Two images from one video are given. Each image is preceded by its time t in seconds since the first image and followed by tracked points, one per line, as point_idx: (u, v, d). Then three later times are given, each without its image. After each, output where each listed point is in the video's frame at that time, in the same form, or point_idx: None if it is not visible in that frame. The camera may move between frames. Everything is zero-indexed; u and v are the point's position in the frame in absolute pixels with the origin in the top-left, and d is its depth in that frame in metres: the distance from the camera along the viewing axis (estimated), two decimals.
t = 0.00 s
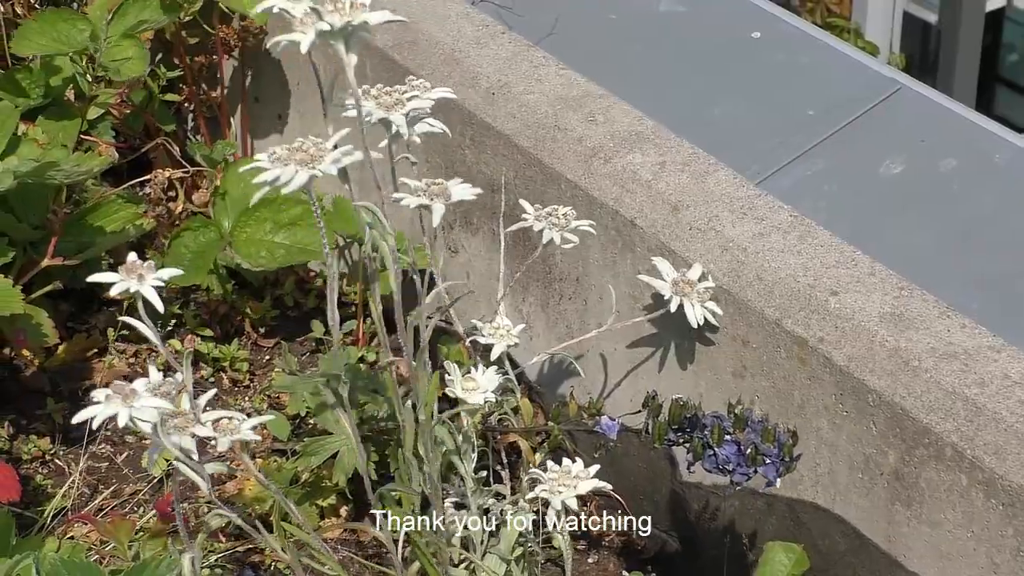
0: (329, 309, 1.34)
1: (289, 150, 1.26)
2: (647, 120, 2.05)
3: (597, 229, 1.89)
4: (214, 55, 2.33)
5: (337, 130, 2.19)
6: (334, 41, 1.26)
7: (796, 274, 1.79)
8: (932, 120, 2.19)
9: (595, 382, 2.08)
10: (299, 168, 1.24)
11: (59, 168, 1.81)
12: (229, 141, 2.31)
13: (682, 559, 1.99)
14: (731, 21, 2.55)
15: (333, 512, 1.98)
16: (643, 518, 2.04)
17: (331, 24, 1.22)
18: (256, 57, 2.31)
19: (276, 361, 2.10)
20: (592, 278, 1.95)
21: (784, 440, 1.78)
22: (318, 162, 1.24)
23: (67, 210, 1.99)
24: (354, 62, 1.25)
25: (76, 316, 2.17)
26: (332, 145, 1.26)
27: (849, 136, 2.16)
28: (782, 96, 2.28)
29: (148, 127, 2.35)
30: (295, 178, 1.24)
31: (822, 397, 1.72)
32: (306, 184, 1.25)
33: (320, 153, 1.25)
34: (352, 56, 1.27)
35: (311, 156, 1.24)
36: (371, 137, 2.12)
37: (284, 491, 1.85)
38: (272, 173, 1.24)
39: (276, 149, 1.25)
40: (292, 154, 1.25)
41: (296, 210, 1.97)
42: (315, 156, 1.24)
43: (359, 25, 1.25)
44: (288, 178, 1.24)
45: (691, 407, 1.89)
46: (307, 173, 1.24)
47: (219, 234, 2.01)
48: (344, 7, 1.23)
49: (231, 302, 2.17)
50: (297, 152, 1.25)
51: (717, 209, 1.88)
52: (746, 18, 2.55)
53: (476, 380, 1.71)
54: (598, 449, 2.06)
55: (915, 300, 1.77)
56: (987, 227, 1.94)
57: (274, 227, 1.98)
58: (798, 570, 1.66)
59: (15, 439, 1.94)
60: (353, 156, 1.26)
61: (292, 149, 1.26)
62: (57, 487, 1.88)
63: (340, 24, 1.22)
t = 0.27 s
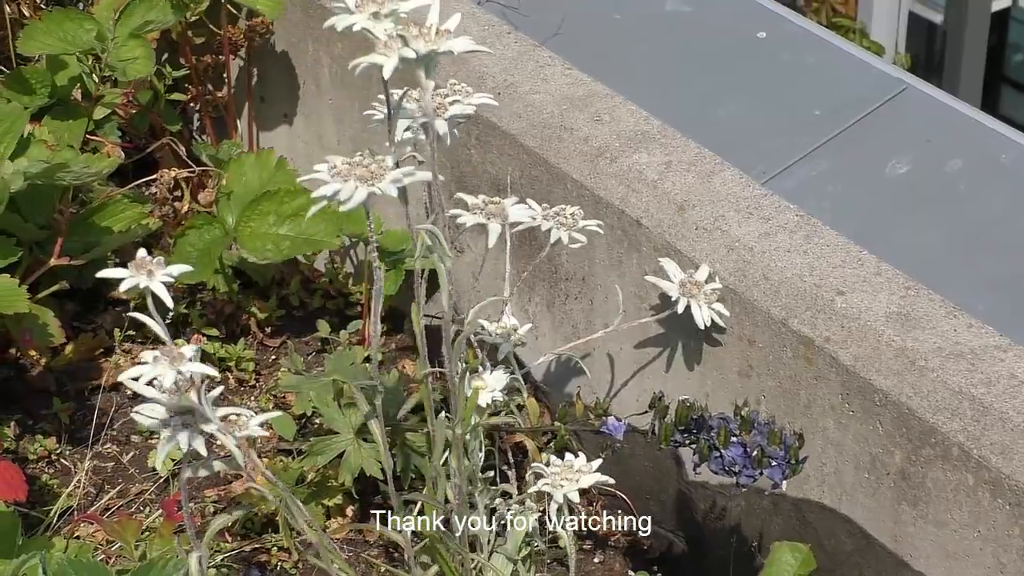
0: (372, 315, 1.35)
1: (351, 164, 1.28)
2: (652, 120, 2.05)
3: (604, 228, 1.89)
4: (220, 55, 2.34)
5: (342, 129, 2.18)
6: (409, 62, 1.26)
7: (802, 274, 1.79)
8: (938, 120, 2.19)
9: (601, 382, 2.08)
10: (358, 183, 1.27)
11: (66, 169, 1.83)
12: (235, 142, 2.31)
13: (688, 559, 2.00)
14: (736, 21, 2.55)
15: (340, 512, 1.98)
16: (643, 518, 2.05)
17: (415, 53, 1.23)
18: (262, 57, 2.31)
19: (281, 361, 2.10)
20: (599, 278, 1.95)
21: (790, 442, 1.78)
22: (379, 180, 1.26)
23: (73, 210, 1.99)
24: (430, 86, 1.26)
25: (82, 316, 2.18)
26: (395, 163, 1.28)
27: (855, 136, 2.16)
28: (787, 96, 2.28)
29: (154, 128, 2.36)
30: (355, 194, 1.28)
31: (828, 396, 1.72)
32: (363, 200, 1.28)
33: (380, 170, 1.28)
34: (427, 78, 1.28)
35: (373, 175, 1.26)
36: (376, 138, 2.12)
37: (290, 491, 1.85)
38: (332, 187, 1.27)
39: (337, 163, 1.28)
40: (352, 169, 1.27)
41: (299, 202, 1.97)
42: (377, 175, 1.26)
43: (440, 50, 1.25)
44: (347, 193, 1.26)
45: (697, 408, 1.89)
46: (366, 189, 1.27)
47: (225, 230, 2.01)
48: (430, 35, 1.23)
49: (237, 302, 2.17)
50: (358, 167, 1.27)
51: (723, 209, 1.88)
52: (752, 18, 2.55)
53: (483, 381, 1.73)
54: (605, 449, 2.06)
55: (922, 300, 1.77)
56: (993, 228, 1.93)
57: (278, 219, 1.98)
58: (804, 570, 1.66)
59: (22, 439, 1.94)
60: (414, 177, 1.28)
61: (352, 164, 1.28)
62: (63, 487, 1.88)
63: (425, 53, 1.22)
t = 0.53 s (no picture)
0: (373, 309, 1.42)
1: (345, 154, 1.30)
2: (657, 124, 2.05)
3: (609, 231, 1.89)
4: (225, 58, 2.34)
5: (347, 133, 2.18)
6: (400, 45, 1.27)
7: (808, 278, 1.79)
8: (943, 124, 2.19)
9: (606, 385, 2.09)
10: (352, 172, 1.28)
11: (71, 172, 1.83)
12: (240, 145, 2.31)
13: (693, 563, 2.00)
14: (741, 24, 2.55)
15: (345, 516, 1.98)
16: (644, 519, 2.02)
17: (404, 32, 1.23)
18: (267, 61, 2.31)
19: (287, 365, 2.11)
20: (604, 282, 1.95)
21: (797, 447, 1.77)
22: (373, 167, 1.28)
23: (79, 213, 2.00)
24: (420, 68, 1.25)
25: (89, 319, 2.19)
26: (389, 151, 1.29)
27: (860, 139, 2.16)
28: (792, 100, 2.28)
29: (159, 131, 2.37)
30: (349, 181, 1.28)
31: (833, 400, 1.72)
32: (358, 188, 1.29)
33: (375, 158, 1.29)
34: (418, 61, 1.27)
35: (366, 161, 1.27)
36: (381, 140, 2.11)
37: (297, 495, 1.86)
38: (327, 174, 1.29)
39: (332, 152, 1.30)
40: (346, 158, 1.29)
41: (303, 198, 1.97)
42: (369, 161, 1.27)
43: (429, 33, 1.26)
44: (341, 180, 1.28)
45: (703, 412, 1.89)
46: (360, 178, 1.28)
47: (230, 230, 2.00)
48: (418, 15, 1.24)
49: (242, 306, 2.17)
50: (353, 155, 1.29)
51: (728, 213, 1.88)
52: (757, 22, 2.56)
53: (488, 384, 1.75)
54: (609, 453, 2.08)
55: (928, 304, 1.77)
56: (998, 232, 1.93)
57: (283, 218, 1.98)
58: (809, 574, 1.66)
59: (27, 442, 1.94)
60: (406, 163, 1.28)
61: (348, 154, 1.30)
62: (69, 490, 1.89)
63: (414, 32, 1.23)
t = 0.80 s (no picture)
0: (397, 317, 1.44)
1: (374, 161, 1.30)
2: (661, 125, 2.06)
3: (614, 232, 1.89)
4: (229, 59, 2.34)
5: (351, 133, 2.18)
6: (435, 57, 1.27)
7: (812, 279, 1.79)
8: (946, 125, 2.19)
9: (611, 386, 2.09)
10: (380, 180, 1.29)
11: (77, 175, 1.83)
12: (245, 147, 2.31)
13: (697, 563, 2.00)
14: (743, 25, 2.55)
15: (349, 517, 1.98)
16: (644, 518, 2.01)
17: (440, 45, 1.23)
18: (271, 61, 2.32)
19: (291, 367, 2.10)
20: (608, 282, 1.95)
21: (799, 447, 1.77)
22: (401, 177, 1.29)
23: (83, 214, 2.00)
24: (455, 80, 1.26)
25: (93, 321, 2.19)
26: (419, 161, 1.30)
27: (863, 139, 2.16)
28: (795, 100, 2.28)
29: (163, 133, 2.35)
30: (378, 190, 1.29)
31: (837, 400, 1.72)
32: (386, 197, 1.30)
33: (403, 167, 1.30)
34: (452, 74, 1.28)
35: (396, 171, 1.28)
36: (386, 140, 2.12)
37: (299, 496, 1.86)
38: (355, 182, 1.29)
39: (359, 159, 1.30)
40: (375, 166, 1.29)
41: (308, 205, 1.97)
42: (398, 171, 1.28)
43: (465, 46, 1.26)
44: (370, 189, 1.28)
45: (706, 412, 1.89)
46: (388, 186, 1.29)
47: (234, 234, 2.01)
48: (455, 29, 1.24)
49: (246, 307, 2.17)
50: (381, 164, 1.29)
51: (733, 214, 1.88)
52: (761, 23, 2.56)
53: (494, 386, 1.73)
54: (613, 454, 2.08)
55: (933, 304, 1.77)
56: (1002, 233, 1.93)
57: (287, 223, 1.98)
58: (814, 574, 1.66)
59: (31, 443, 1.94)
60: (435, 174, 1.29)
61: (375, 160, 1.30)
62: (73, 491, 1.89)
63: (451, 47, 1.24)
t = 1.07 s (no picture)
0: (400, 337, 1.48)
1: (378, 179, 1.32)
2: (664, 127, 2.06)
3: (618, 234, 1.89)
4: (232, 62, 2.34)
5: (353, 136, 2.19)
6: (439, 78, 1.38)
7: (814, 281, 1.79)
8: (947, 127, 2.19)
9: (614, 388, 2.08)
10: (384, 198, 1.31)
11: (79, 177, 1.82)
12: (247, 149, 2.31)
13: (699, 565, 2.02)
14: (744, 27, 2.56)
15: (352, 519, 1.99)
16: (645, 519, 2.02)
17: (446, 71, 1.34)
18: (274, 64, 2.32)
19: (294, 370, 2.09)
20: (611, 285, 1.95)
21: (803, 449, 1.78)
22: (405, 195, 1.31)
23: (86, 217, 1.99)
24: (458, 99, 1.39)
25: (97, 324, 2.19)
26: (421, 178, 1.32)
27: (865, 141, 2.17)
28: (797, 102, 2.28)
29: (165, 135, 2.34)
30: (381, 208, 1.31)
31: (840, 402, 1.72)
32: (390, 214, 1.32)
33: (407, 184, 1.32)
34: (455, 92, 1.40)
35: (399, 189, 1.30)
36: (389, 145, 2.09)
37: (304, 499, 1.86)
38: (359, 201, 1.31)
39: (363, 177, 1.32)
40: (379, 184, 1.32)
41: (311, 209, 1.97)
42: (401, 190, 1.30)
43: (469, 69, 1.38)
44: (374, 208, 1.31)
45: (710, 415, 1.89)
46: (392, 204, 1.31)
47: (237, 239, 2.01)
48: (459, 53, 1.34)
49: (249, 309, 2.17)
50: (385, 181, 1.31)
51: (736, 216, 1.89)
52: (762, 24, 2.56)
53: (496, 390, 1.74)
54: (617, 456, 2.07)
55: (936, 307, 1.77)
56: (1006, 235, 1.93)
57: (291, 228, 1.98)
58: None
59: (35, 446, 1.94)
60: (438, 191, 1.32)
61: (379, 178, 1.33)
62: (76, 494, 1.89)
63: (456, 70, 1.35)
